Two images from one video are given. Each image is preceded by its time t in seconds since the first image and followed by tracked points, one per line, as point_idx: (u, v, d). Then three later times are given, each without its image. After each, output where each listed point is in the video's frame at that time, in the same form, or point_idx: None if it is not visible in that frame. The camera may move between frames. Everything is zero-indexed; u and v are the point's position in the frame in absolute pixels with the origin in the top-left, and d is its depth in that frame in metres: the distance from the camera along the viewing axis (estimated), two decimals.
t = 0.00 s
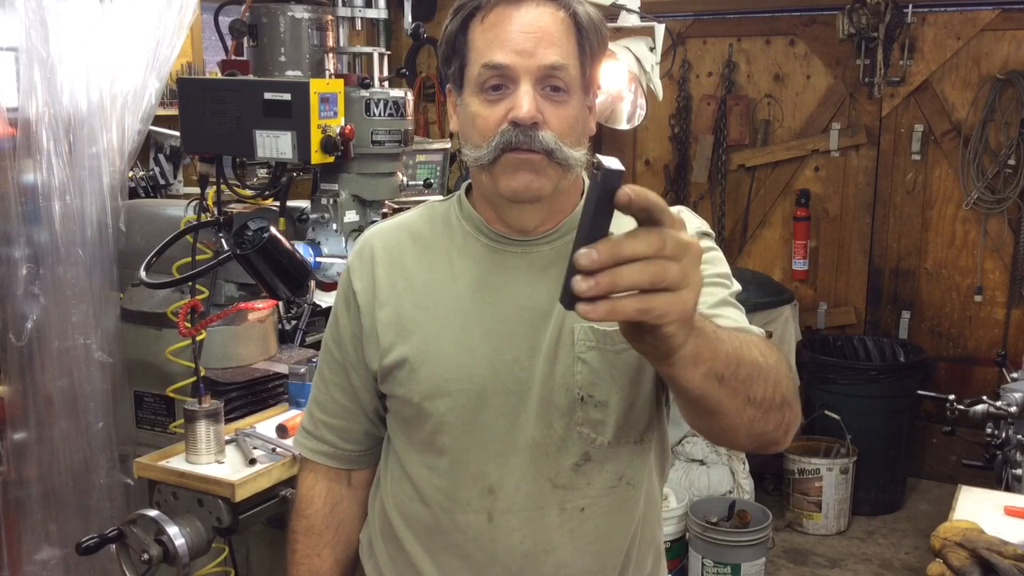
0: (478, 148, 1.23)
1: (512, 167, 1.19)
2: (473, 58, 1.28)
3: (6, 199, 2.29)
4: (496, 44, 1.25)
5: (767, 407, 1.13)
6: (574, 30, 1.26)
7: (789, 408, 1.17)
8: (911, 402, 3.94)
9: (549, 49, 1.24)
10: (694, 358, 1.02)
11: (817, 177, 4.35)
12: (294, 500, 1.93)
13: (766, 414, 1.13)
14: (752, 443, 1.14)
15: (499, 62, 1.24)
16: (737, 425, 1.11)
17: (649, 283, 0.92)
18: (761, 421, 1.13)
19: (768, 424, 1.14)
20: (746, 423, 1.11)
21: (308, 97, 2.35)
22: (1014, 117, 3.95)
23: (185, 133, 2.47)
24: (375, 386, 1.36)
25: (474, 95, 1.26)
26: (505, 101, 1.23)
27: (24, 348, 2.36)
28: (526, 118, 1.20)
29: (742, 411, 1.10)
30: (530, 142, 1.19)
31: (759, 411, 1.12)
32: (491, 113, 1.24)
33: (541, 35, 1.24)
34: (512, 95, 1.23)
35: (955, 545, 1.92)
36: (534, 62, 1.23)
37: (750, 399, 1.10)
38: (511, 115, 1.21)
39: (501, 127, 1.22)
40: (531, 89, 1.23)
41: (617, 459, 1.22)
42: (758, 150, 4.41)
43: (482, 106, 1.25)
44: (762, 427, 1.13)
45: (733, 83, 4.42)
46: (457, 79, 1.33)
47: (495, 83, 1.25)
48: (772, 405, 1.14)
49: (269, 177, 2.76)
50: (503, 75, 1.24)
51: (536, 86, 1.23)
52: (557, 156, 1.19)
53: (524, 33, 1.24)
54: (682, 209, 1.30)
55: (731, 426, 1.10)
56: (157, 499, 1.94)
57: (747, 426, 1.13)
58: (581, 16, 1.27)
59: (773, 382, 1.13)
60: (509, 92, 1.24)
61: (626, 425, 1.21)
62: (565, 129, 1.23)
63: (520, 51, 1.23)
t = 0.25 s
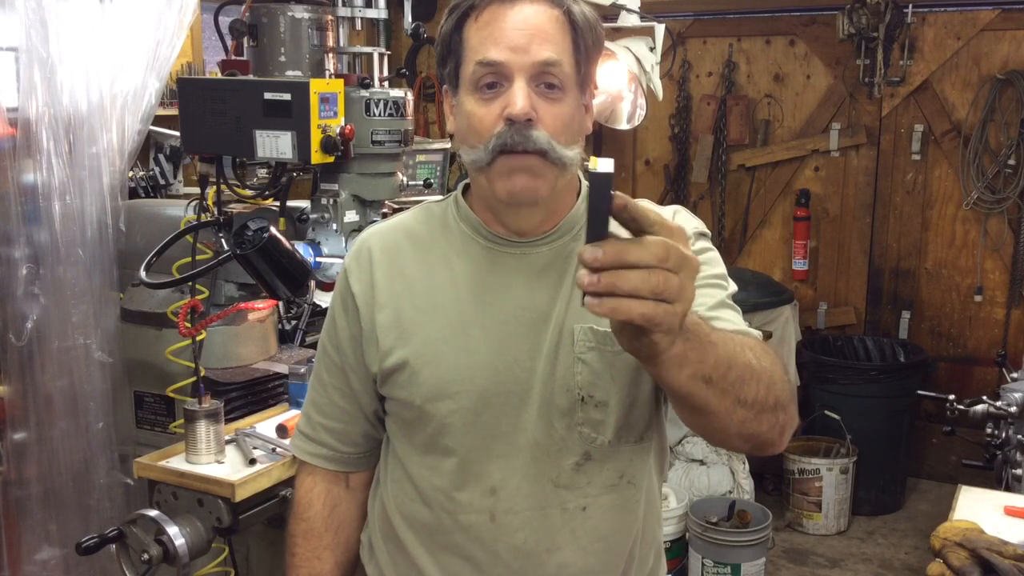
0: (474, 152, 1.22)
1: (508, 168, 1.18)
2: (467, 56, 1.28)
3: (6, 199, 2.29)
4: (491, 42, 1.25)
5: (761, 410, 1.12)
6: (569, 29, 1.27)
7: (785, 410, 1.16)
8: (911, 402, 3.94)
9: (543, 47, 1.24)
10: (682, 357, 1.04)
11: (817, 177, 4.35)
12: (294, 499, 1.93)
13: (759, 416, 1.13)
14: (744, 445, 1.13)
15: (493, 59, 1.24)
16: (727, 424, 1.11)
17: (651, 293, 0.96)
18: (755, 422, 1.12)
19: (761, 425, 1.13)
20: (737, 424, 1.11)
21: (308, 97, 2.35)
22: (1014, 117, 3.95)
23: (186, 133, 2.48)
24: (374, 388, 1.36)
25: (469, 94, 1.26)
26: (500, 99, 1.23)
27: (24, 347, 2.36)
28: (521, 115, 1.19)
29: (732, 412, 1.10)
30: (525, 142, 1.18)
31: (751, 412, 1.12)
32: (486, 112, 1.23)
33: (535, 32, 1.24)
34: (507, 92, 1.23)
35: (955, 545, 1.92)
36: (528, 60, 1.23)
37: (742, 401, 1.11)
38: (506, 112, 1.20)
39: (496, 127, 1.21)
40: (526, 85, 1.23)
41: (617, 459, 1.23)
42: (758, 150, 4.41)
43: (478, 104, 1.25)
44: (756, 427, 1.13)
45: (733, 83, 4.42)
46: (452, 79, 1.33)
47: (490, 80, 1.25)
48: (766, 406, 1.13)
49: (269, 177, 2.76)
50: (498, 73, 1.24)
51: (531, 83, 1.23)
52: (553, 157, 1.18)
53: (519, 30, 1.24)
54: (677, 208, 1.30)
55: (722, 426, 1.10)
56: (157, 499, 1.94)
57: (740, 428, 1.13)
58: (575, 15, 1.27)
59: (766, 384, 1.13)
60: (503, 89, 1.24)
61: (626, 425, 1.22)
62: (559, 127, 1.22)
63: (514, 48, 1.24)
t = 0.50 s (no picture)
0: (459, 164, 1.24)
1: (493, 181, 1.20)
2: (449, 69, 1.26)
3: (6, 199, 2.29)
4: (473, 57, 1.23)
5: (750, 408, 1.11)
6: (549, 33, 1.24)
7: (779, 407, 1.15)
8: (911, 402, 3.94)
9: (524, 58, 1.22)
10: (675, 348, 1.03)
11: (817, 177, 4.35)
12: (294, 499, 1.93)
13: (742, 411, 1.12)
14: (734, 437, 1.13)
15: (471, 76, 1.23)
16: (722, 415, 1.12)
17: (649, 296, 0.96)
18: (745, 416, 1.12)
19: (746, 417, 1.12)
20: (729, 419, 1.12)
21: (308, 97, 2.35)
22: (1014, 117, 3.95)
23: (186, 133, 2.48)
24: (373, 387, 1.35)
25: (452, 107, 1.26)
26: (481, 113, 1.22)
27: (24, 347, 2.36)
28: (499, 132, 1.19)
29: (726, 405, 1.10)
30: (505, 156, 1.19)
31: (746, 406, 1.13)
32: (467, 126, 1.23)
33: (513, 45, 1.22)
34: (486, 108, 1.22)
35: (955, 545, 1.92)
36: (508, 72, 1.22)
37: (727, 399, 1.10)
38: (485, 129, 1.21)
39: (476, 144, 1.21)
40: (505, 100, 1.22)
41: (615, 456, 1.22)
42: (758, 150, 4.41)
43: (461, 118, 1.24)
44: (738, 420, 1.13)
45: (733, 83, 4.42)
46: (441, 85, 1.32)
47: (471, 94, 1.24)
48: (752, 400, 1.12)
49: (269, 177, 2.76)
50: (477, 88, 1.23)
51: (510, 97, 1.22)
52: (534, 168, 1.20)
53: (497, 44, 1.22)
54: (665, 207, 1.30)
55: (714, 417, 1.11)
56: (157, 499, 1.94)
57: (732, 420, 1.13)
58: (556, 20, 1.24)
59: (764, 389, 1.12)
60: (484, 103, 1.23)
61: (624, 421, 1.22)
62: (540, 136, 1.22)
63: (492, 64, 1.22)
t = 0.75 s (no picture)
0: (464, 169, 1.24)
1: (501, 186, 1.21)
2: (455, 74, 1.26)
3: (6, 199, 2.29)
4: (480, 61, 1.23)
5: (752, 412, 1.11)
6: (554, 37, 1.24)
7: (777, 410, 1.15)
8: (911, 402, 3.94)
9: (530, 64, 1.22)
10: (675, 356, 1.02)
11: (817, 177, 4.35)
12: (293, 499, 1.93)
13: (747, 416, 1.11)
14: (733, 438, 1.13)
15: (478, 81, 1.23)
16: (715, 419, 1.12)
17: (618, 305, 0.95)
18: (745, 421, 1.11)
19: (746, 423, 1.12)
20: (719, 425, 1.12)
21: (308, 97, 2.35)
22: (1014, 117, 3.95)
23: (186, 133, 2.48)
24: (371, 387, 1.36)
25: (458, 111, 1.25)
26: (489, 117, 1.23)
27: (24, 347, 2.36)
28: (508, 138, 1.20)
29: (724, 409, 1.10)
30: (515, 160, 1.20)
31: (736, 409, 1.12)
32: (475, 130, 1.24)
33: (519, 50, 1.22)
34: (495, 112, 1.22)
35: (955, 545, 1.92)
36: (516, 78, 1.22)
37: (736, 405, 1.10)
38: (494, 134, 1.21)
39: (485, 148, 1.22)
40: (513, 105, 1.22)
41: (613, 455, 1.22)
42: (758, 150, 4.41)
43: (466, 122, 1.24)
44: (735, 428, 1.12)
45: (733, 83, 4.42)
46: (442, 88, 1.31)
47: (478, 98, 1.24)
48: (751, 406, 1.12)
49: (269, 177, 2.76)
50: (485, 92, 1.23)
51: (518, 102, 1.22)
52: (543, 172, 1.21)
53: (504, 49, 1.22)
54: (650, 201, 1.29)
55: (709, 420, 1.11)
56: (157, 499, 1.94)
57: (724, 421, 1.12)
58: (560, 23, 1.24)
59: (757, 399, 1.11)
60: (491, 108, 1.23)
61: (622, 421, 1.22)
62: (549, 141, 1.23)
63: (500, 69, 1.22)
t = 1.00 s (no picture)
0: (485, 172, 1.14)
1: (528, 192, 1.12)
2: (479, 74, 1.17)
3: (6, 199, 2.30)
4: (511, 63, 1.15)
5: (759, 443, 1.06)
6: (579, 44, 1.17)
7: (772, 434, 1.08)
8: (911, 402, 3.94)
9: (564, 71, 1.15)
10: (674, 366, 0.99)
11: (817, 177, 4.35)
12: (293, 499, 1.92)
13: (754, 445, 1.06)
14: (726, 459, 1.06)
15: (512, 84, 1.14)
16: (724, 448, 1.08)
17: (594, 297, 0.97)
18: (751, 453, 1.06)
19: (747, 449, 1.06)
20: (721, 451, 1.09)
21: (308, 97, 2.35)
22: (1014, 117, 3.95)
23: (186, 133, 2.49)
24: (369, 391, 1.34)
25: (481, 112, 1.16)
26: (517, 122, 1.14)
27: (24, 347, 2.37)
28: (540, 145, 1.12)
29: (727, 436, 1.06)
30: (545, 168, 1.10)
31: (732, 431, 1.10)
32: (501, 134, 1.15)
33: (550, 54, 1.14)
34: (524, 117, 1.14)
35: (955, 545, 1.92)
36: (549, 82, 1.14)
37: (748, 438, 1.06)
38: (523, 141, 1.13)
39: (512, 154, 1.13)
40: (543, 110, 1.14)
41: (616, 455, 1.22)
42: (758, 150, 4.41)
43: (492, 125, 1.16)
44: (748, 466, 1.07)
45: (733, 83, 4.42)
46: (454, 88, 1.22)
47: (505, 100, 1.15)
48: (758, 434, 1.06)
49: (269, 177, 2.76)
50: (517, 97, 1.14)
51: (548, 107, 1.14)
52: (568, 178, 1.11)
53: (532, 47, 1.14)
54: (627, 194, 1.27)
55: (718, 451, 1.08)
56: (157, 499, 1.94)
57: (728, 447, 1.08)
58: (584, 26, 1.17)
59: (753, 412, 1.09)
60: (522, 112, 1.14)
61: (625, 423, 1.21)
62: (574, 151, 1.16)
63: (535, 74, 1.14)
